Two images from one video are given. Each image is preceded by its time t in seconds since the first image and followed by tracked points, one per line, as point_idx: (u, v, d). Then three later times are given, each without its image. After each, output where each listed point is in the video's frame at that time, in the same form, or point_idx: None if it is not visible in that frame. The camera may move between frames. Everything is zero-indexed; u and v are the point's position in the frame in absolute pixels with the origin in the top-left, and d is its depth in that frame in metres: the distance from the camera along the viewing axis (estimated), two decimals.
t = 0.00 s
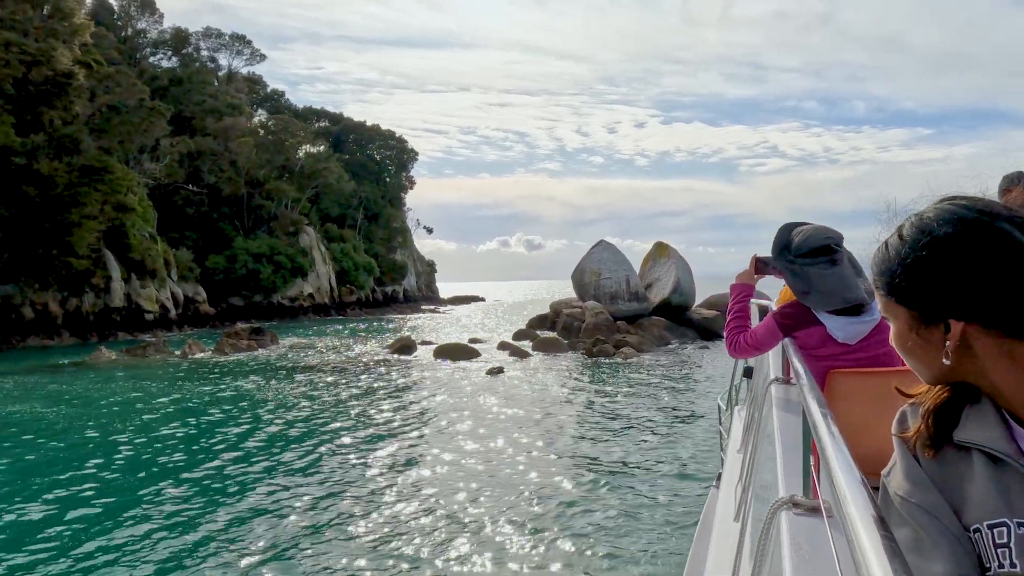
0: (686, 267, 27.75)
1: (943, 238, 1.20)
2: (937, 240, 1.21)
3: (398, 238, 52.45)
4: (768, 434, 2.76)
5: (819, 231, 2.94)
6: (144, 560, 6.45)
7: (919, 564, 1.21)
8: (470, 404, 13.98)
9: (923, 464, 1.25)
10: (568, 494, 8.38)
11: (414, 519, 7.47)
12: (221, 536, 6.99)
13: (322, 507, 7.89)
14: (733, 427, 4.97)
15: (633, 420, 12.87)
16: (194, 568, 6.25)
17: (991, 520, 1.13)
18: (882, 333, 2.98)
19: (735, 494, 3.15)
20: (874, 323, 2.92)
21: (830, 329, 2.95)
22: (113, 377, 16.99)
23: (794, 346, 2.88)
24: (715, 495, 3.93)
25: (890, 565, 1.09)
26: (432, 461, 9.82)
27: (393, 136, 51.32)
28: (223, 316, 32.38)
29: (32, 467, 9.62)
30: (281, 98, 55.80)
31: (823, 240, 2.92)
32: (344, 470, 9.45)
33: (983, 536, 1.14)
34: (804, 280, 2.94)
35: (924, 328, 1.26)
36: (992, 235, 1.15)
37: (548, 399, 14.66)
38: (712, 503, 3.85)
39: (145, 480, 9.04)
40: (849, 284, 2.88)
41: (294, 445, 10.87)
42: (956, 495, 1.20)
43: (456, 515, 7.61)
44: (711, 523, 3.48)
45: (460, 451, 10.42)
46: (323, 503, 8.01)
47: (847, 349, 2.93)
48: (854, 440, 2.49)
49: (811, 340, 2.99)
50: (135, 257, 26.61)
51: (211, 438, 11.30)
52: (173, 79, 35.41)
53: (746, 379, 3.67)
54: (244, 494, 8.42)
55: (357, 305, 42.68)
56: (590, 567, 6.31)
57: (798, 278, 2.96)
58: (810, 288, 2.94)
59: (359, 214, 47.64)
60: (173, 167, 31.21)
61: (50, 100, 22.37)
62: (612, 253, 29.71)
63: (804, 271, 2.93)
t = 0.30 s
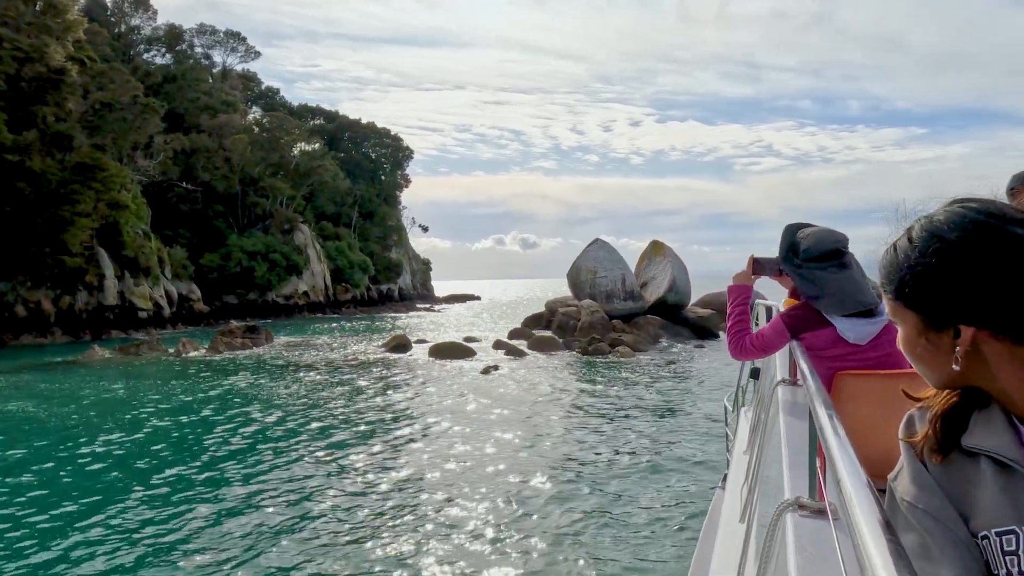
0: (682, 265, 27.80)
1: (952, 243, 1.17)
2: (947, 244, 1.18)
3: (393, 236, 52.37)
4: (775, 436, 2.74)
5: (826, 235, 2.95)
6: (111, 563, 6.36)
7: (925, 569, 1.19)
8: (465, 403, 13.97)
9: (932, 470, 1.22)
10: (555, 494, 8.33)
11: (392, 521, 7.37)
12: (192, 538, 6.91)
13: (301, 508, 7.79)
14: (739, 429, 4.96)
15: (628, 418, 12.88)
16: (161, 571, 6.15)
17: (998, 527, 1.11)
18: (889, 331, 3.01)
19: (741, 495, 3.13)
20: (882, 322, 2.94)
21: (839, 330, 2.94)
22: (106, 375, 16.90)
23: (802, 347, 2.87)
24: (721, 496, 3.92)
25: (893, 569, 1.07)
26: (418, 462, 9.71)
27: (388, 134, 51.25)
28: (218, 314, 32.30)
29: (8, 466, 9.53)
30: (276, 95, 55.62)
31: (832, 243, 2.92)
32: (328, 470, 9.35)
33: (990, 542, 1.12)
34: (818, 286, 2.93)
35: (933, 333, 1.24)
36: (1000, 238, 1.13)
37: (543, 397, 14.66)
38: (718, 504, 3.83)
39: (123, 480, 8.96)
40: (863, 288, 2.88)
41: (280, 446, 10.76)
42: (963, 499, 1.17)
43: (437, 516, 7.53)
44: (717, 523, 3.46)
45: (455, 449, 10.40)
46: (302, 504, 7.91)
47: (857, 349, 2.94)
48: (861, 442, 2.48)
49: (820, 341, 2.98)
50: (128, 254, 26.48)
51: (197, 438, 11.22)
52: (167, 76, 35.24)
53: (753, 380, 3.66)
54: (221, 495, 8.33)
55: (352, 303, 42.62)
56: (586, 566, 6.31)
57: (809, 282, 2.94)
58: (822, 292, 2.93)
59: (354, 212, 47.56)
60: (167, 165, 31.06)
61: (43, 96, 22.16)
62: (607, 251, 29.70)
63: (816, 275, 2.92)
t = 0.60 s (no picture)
0: (679, 265, 27.82)
1: (971, 242, 1.15)
2: (970, 242, 1.16)
3: (390, 235, 52.29)
4: (784, 437, 2.73)
5: (833, 236, 2.94)
6: (87, 563, 6.33)
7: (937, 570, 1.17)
8: (462, 402, 13.97)
9: (947, 472, 1.20)
10: (544, 494, 8.26)
11: (374, 521, 7.32)
12: (171, 538, 6.88)
13: (283, 508, 7.76)
14: (749, 429, 4.95)
15: (626, 417, 12.88)
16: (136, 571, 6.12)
17: (1015, 530, 1.08)
18: (901, 331, 2.98)
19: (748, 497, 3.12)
20: (893, 322, 2.92)
21: (850, 331, 2.92)
22: (100, 375, 16.83)
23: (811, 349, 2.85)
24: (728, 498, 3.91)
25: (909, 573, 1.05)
26: (407, 462, 9.65)
27: (385, 133, 51.18)
28: (213, 312, 32.21)
29: None
30: (272, 94, 55.48)
31: (839, 245, 2.91)
32: (316, 470, 9.29)
33: (1008, 546, 1.09)
34: (828, 288, 2.90)
35: (952, 334, 1.22)
36: None
37: (540, 397, 14.65)
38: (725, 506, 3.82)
39: (105, 479, 8.94)
40: (873, 287, 2.87)
41: (269, 445, 10.69)
42: (979, 501, 1.15)
43: (421, 516, 7.49)
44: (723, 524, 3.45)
45: (452, 448, 10.41)
46: (285, 504, 7.86)
47: (868, 350, 2.92)
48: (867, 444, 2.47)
49: (830, 342, 2.96)
50: (123, 253, 26.37)
51: (185, 437, 11.16)
52: (163, 74, 35.12)
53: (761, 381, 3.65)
54: (203, 495, 8.29)
55: (348, 302, 42.57)
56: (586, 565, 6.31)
57: (819, 284, 2.91)
58: (833, 293, 2.90)
59: (350, 211, 47.47)
60: (162, 163, 30.94)
61: (38, 94, 22.03)
62: (604, 250, 29.65)
63: (824, 277, 2.89)
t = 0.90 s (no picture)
0: (676, 265, 27.80)
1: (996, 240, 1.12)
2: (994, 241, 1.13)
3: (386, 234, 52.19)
4: (792, 438, 2.70)
5: (843, 237, 2.93)
6: (61, 564, 6.30)
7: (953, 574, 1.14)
8: (460, 402, 13.94)
9: (965, 474, 1.17)
10: (534, 495, 8.18)
11: (357, 521, 7.30)
12: (149, 539, 6.85)
13: (266, 508, 7.74)
14: (758, 430, 4.92)
15: (625, 417, 12.86)
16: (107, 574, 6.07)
17: None
18: (914, 332, 2.94)
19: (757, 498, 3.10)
20: (905, 323, 2.88)
21: (862, 333, 2.88)
22: (95, 375, 16.74)
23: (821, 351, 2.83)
24: (737, 497, 3.89)
25: None
26: (397, 463, 9.56)
27: (382, 132, 51.10)
28: (209, 312, 32.09)
29: None
30: (268, 93, 55.36)
31: (850, 246, 2.90)
32: (306, 471, 9.22)
33: None
34: (838, 289, 2.89)
35: (974, 333, 1.19)
36: None
37: (538, 397, 14.63)
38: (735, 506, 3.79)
39: (89, 479, 8.93)
40: (884, 289, 2.84)
41: (258, 445, 10.67)
42: (997, 505, 1.12)
43: (402, 518, 7.41)
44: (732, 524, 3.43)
45: (451, 448, 10.40)
46: (268, 506, 7.79)
47: (878, 351, 2.89)
48: (879, 445, 2.45)
49: (841, 343, 2.93)
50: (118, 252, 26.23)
51: (174, 437, 11.12)
52: (158, 73, 34.97)
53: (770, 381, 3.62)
54: (186, 495, 8.26)
55: (345, 302, 42.48)
56: (586, 564, 6.30)
57: (830, 285, 2.90)
58: (843, 295, 2.88)
59: (347, 210, 47.37)
60: (157, 163, 30.79)
61: (33, 92, 21.89)
62: (601, 250, 29.57)
63: (834, 278, 2.88)
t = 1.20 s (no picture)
0: (675, 265, 27.82)
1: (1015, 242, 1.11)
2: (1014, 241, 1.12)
3: (385, 234, 52.14)
4: (804, 439, 2.69)
5: (857, 237, 2.91)
6: (44, 563, 6.30)
7: None
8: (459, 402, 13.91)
9: (985, 478, 1.15)
10: (534, 495, 8.16)
11: (346, 521, 7.28)
12: (135, 538, 6.84)
13: (254, 507, 7.73)
14: (770, 431, 4.90)
15: (624, 417, 12.86)
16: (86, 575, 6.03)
17: None
18: (930, 332, 2.91)
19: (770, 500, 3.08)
20: (919, 324, 2.86)
21: (876, 332, 2.86)
22: (93, 374, 16.69)
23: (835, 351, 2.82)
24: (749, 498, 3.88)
25: None
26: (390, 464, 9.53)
27: (380, 132, 51.06)
28: (207, 312, 32.01)
29: None
30: (266, 92, 55.33)
31: (863, 247, 2.88)
32: (297, 472, 9.19)
33: None
34: (853, 290, 2.87)
35: (995, 335, 1.17)
36: None
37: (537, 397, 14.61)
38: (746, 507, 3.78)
39: (77, 478, 8.92)
40: (899, 289, 2.82)
41: (250, 445, 10.66)
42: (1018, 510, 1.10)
43: (390, 518, 7.38)
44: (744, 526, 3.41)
45: (451, 448, 10.39)
46: (257, 506, 7.76)
47: (894, 351, 2.86)
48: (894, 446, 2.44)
49: (855, 344, 2.92)
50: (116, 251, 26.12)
51: (167, 437, 11.12)
52: (156, 72, 34.88)
53: (783, 381, 3.61)
54: (174, 494, 8.26)
55: (343, 302, 42.43)
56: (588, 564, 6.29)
57: (844, 286, 2.89)
58: (858, 295, 2.87)
59: (345, 210, 47.31)
60: (155, 162, 30.72)
61: (30, 91, 21.73)
62: (600, 250, 29.56)
63: (848, 278, 2.87)
